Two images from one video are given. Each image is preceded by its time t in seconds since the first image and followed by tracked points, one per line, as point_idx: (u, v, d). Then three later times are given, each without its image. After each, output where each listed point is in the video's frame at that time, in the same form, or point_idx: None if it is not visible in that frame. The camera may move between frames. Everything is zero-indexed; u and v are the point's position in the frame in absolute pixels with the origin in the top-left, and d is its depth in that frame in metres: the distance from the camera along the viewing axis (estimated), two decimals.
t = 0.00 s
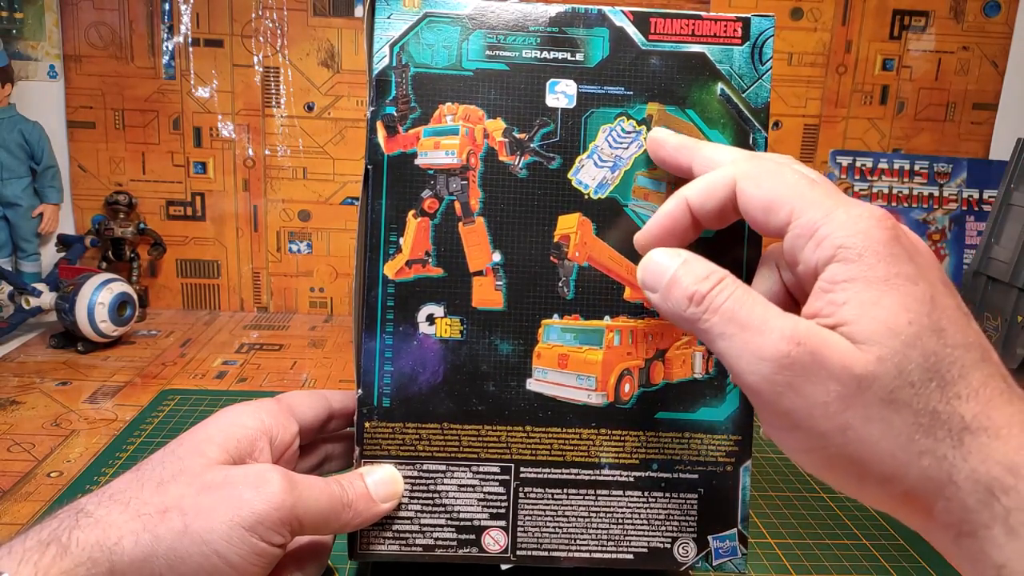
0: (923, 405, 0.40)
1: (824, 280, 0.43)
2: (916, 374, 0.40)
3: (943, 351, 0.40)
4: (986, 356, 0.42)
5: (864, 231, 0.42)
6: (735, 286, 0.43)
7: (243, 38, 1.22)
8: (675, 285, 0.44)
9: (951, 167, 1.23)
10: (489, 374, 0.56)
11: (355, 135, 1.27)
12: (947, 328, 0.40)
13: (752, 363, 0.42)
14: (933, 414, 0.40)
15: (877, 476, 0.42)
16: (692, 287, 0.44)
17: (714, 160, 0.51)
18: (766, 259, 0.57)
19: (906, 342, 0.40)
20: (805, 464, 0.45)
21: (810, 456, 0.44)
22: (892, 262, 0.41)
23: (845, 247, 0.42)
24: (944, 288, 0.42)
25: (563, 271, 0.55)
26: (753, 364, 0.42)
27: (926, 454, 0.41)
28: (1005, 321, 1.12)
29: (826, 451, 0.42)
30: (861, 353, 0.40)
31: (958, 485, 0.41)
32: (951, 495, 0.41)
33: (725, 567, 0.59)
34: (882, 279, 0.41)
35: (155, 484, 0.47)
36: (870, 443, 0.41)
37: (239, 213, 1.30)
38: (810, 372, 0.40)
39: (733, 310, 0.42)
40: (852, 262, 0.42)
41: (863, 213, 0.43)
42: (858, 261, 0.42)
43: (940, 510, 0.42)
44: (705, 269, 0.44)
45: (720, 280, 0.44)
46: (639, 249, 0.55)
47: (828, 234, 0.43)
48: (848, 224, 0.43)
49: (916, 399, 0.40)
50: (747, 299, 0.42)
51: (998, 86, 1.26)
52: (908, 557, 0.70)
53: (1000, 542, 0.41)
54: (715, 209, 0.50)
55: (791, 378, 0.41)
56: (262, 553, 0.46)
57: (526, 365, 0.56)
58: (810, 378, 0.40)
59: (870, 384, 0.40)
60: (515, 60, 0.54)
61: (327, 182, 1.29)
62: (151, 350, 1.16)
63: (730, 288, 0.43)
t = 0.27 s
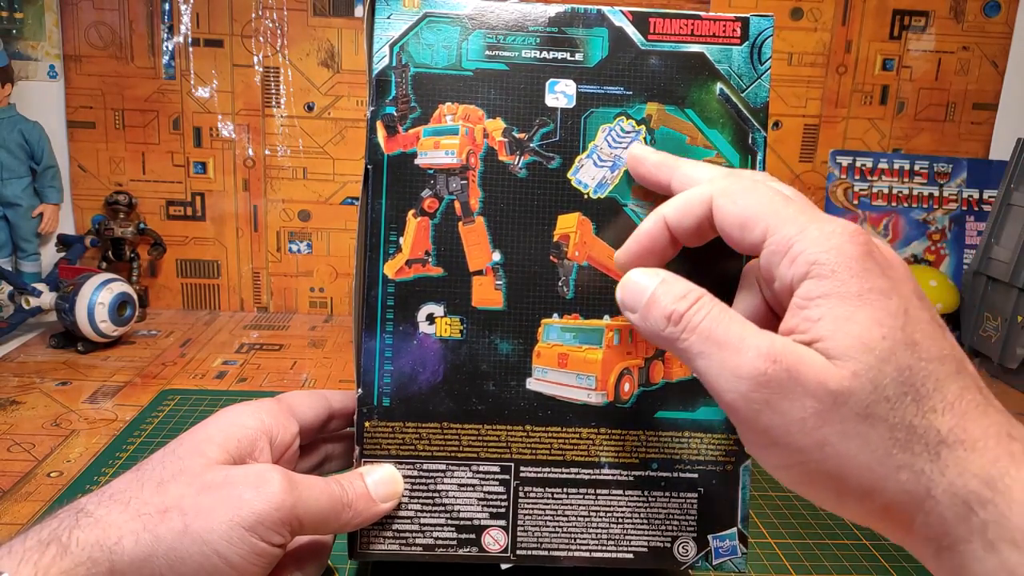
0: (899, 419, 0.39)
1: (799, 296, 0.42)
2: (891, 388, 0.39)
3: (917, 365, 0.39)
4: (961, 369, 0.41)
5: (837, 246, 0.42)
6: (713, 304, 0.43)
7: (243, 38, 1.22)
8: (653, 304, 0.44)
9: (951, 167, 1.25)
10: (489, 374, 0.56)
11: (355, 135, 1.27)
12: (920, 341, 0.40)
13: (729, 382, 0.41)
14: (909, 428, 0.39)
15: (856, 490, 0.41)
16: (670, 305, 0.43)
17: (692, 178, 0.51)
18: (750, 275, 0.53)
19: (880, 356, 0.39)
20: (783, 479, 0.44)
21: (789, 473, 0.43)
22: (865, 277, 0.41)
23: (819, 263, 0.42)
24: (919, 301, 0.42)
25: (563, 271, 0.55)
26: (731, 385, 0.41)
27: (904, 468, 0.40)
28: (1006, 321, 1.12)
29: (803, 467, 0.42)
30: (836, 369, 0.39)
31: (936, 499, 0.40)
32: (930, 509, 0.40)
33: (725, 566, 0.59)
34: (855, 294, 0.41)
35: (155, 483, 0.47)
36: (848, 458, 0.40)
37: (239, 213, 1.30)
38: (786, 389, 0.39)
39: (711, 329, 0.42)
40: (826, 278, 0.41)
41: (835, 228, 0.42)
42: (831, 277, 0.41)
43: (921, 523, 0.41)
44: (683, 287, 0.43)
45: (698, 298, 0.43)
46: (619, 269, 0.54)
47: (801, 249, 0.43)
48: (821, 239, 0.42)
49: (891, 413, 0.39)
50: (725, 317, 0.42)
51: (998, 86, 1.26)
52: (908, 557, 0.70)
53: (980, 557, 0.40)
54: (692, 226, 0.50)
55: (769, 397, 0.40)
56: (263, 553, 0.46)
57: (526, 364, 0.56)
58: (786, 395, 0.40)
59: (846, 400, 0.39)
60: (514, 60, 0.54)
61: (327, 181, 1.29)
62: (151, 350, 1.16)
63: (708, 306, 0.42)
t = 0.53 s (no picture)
0: (880, 462, 0.39)
1: (772, 340, 0.42)
2: (868, 432, 0.39)
3: (893, 406, 0.39)
4: (938, 406, 0.41)
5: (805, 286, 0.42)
6: (687, 352, 0.43)
7: (243, 38, 1.22)
8: (629, 353, 0.44)
9: (951, 167, 1.25)
10: (489, 374, 0.56)
11: (355, 135, 1.27)
12: (895, 380, 0.40)
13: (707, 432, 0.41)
14: (890, 471, 0.39)
15: (841, 536, 0.41)
16: (645, 355, 0.43)
17: (659, 223, 0.52)
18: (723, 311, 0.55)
19: (855, 400, 0.39)
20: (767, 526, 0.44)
21: (775, 521, 0.43)
22: (836, 317, 0.41)
23: (790, 305, 0.42)
24: (890, 334, 0.42)
25: (563, 271, 0.56)
26: (710, 436, 0.41)
27: (888, 512, 0.40)
28: (1006, 321, 1.12)
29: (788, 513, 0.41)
30: (813, 415, 0.39)
31: (922, 543, 0.40)
32: (917, 551, 0.40)
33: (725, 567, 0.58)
34: (827, 336, 0.40)
35: (155, 484, 0.47)
36: (831, 502, 0.40)
37: (239, 213, 1.30)
38: (765, 440, 0.39)
39: (686, 377, 0.42)
40: (797, 321, 0.41)
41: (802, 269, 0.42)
42: (803, 320, 0.41)
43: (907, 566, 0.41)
44: (657, 335, 0.44)
45: (672, 347, 0.43)
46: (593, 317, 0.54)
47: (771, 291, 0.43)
48: (790, 281, 0.42)
49: (871, 457, 0.39)
50: (700, 366, 0.42)
51: (998, 86, 1.26)
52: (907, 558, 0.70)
53: None
54: (661, 273, 0.50)
55: (748, 447, 0.40)
56: (263, 554, 0.46)
57: (526, 365, 0.56)
58: (765, 445, 0.39)
59: (824, 446, 0.39)
60: (515, 60, 0.54)
61: (327, 182, 1.29)
62: (151, 350, 1.16)
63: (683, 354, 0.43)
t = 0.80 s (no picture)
0: (900, 431, 0.38)
1: (795, 310, 0.42)
2: (890, 400, 0.38)
3: (916, 375, 0.39)
4: (963, 378, 0.40)
5: (831, 257, 0.42)
6: (709, 321, 0.43)
7: (243, 38, 1.22)
8: (650, 321, 0.44)
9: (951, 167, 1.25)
10: (489, 374, 0.56)
11: (355, 135, 1.27)
12: (919, 351, 0.39)
13: (726, 400, 0.41)
14: (909, 440, 0.39)
15: (858, 502, 0.40)
16: (666, 323, 0.43)
17: (683, 194, 0.51)
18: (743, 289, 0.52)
19: (878, 370, 0.38)
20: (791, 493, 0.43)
21: (794, 486, 0.42)
22: (862, 288, 0.40)
23: (815, 276, 0.41)
24: (916, 307, 0.41)
25: (563, 271, 0.55)
26: (730, 403, 0.41)
27: (906, 480, 0.39)
28: (1006, 321, 1.12)
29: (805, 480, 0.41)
30: (834, 383, 0.39)
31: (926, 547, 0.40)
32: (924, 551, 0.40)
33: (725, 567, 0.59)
34: (852, 306, 0.40)
35: (155, 484, 0.47)
36: (850, 471, 0.39)
37: (239, 213, 1.30)
38: (784, 407, 0.39)
39: (706, 347, 0.42)
40: (822, 291, 0.41)
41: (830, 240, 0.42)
42: (828, 290, 0.41)
43: (925, 532, 0.41)
44: (680, 304, 0.44)
45: (693, 316, 0.43)
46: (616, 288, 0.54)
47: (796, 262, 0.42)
48: (816, 251, 0.42)
49: (891, 425, 0.38)
50: (721, 334, 0.42)
51: (998, 86, 1.26)
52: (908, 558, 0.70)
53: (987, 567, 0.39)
54: (686, 246, 0.49)
55: (768, 414, 0.40)
56: (263, 554, 0.46)
57: (526, 365, 0.56)
58: (784, 411, 0.39)
59: (844, 415, 0.38)
60: (515, 60, 0.54)
61: (327, 182, 1.29)
62: (151, 350, 1.16)
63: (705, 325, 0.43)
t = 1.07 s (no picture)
0: (888, 443, 0.39)
1: (784, 317, 0.42)
2: (877, 410, 0.38)
3: (905, 385, 0.39)
4: (951, 386, 0.40)
5: (820, 262, 0.42)
6: (695, 334, 0.43)
7: (243, 38, 1.22)
8: (636, 336, 0.44)
9: (951, 167, 1.25)
10: (488, 375, 0.56)
11: (355, 135, 1.27)
12: (908, 359, 0.39)
13: (716, 414, 0.41)
14: (899, 452, 0.39)
15: (849, 516, 0.40)
16: (653, 337, 0.43)
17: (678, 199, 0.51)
18: (736, 291, 0.53)
19: (866, 380, 0.38)
20: (778, 507, 0.43)
21: (783, 502, 0.42)
22: (850, 295, 0.40)
23: (803, 281, 0.41)
24: (905, 314, 0.41)
25: (563, 271, 0.55)
26: (719, 418, 0.41)
27: (895, 493, 0.39)
28: (1006, 321, 1.12)
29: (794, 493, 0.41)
30: (821, 395, 0.39)
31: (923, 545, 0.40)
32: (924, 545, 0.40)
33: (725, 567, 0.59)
34: (841, 313, 0.40)
35: (155, 484, 0.47)
36: (840, 484, 0.39)
37: (239, 213, 1.30)
38: (772, 420, 0.39)
39: (694, 360, 0.42)
40: (810, 298, 0.41)
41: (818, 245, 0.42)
42: (816, 297, 0.41)
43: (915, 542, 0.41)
44: (665, 317, 0.43)
45: (679, 329, 0.43)
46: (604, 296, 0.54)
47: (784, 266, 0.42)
48: (805, 257, 0.42)
49: (880, 438, 0.38)
50: (707, 347, 0.42)
51: (998, 86, 1.26)
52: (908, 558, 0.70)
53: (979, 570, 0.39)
54: (674, 251, 0.50)
55: (756, 428, 0.40)
56: (262, 554, 0.46)
57: (526, 365, 0.56)
58: (772, 426, 0.39)
59: (832, 427, 0.38)
60: (515, 60, 0.54)
61: (327, 182, 1.29)
62: (151, 350, 1.16)
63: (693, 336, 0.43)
